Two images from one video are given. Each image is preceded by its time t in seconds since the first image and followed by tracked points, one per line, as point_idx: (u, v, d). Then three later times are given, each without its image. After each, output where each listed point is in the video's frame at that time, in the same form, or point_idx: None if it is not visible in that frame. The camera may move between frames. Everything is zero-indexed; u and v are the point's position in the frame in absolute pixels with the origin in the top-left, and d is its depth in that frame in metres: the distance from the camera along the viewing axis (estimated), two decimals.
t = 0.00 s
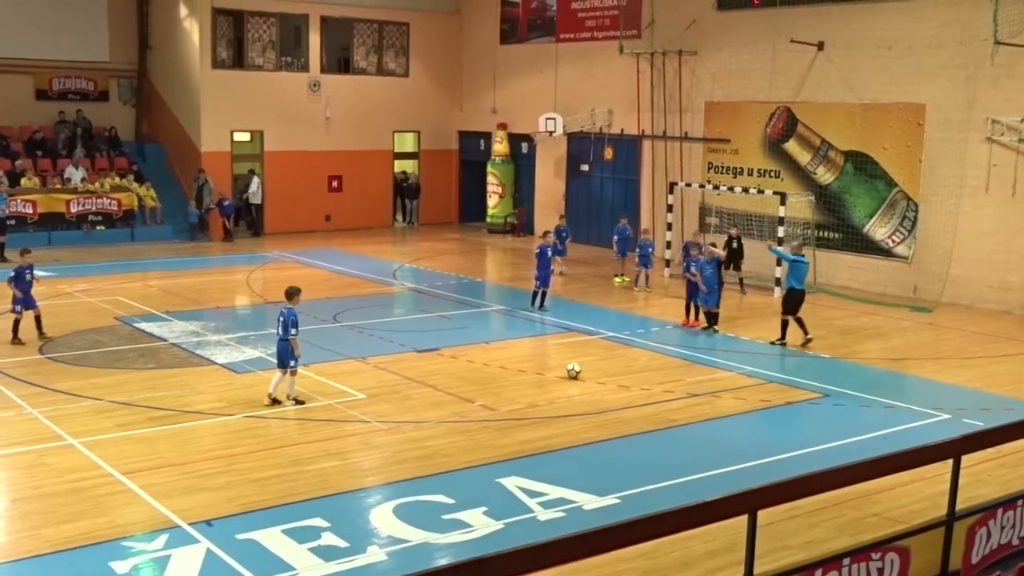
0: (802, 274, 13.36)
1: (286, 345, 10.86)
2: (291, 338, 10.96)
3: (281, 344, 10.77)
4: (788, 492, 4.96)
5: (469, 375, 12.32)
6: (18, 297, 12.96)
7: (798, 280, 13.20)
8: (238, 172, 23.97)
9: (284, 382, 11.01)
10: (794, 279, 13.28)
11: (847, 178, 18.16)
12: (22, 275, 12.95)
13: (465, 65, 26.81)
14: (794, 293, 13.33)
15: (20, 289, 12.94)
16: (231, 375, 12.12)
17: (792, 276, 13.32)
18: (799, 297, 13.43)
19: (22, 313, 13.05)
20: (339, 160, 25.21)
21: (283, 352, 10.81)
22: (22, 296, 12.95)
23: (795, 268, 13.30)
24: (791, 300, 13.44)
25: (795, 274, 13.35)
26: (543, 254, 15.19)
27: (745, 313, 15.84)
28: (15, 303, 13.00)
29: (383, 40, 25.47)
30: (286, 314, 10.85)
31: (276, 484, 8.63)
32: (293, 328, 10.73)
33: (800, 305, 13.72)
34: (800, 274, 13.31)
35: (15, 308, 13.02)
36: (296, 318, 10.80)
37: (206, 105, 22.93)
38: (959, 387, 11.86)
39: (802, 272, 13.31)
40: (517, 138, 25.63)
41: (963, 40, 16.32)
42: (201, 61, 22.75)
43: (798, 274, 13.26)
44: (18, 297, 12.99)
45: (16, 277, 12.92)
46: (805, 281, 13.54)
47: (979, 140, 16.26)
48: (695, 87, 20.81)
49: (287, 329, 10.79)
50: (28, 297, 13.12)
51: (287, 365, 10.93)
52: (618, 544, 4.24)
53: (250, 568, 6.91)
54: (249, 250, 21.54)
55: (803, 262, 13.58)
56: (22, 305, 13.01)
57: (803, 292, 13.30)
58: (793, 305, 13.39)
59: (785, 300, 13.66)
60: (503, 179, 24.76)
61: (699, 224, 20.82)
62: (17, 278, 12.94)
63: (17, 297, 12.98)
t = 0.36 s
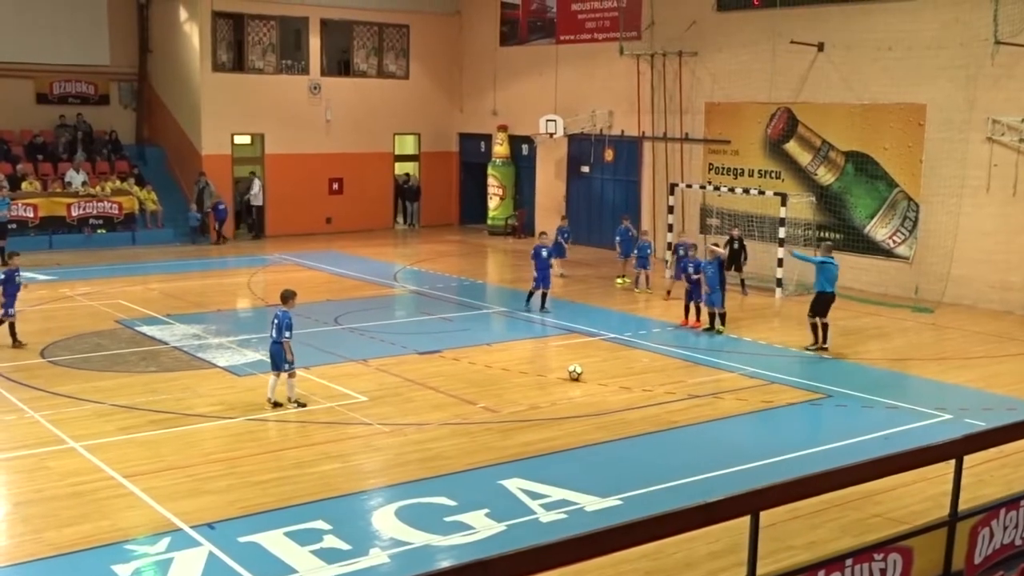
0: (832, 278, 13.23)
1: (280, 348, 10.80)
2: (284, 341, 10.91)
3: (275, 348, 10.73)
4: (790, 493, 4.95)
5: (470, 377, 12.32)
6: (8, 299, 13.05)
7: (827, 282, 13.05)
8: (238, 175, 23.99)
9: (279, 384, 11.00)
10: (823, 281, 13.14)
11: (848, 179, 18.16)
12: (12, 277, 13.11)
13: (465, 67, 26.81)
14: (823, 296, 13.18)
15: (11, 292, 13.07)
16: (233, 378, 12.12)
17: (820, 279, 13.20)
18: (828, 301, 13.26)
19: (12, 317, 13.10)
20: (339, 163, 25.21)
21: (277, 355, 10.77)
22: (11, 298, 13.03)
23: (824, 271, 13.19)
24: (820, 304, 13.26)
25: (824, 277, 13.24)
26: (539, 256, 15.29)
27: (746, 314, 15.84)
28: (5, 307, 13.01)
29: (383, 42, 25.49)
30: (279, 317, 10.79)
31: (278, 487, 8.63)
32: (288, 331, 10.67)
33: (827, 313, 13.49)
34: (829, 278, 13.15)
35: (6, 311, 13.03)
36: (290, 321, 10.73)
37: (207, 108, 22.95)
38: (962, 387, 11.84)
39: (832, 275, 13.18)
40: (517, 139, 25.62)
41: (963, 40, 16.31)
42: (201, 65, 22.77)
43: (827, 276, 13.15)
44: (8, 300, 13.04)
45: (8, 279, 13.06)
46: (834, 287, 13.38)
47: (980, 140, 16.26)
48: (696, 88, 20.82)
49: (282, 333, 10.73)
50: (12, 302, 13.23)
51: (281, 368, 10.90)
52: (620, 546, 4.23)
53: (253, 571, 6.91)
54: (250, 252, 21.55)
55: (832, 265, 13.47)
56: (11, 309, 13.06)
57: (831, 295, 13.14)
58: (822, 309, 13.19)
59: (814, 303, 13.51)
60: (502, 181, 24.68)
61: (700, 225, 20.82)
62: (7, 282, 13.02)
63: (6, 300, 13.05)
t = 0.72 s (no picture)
0: (861, 280, 12.87)
1: (278, 348, 10.77)
2: (281, 341, 10.89)
3: (273, 347, 10.70)
4: (791, 492, 4.95)
5: (472, 376, 12.32)
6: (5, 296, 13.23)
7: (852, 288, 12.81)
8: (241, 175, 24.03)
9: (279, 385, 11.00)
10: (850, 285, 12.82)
11: (850, 176, 18.15)
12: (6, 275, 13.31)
13: (467, 66, 26.81)
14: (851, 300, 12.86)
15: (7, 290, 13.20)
16: (235, 378, 12.12)
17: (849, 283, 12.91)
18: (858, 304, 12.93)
19: (11, 314, 13.28)
20: (340, 162, 25.20)
21: (275, 355, 10.75)
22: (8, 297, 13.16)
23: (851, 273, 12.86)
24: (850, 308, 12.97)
25: (853, 280, 12.90)
26: (529, 254, 15.61)
27: (748, 312, 15.84)
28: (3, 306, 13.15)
29: (384, 41, 25.49)
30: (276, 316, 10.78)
31: (280, 487, 8.63)
32: (286, 331, 10.66)
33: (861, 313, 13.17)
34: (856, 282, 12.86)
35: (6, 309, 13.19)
36: (287, 320, 10.73)
37: (208, 109, 22.96)
38: (965, 384, 11.83)
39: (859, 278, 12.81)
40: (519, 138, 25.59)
41: (965, 37, 16.29)
42: (203, 66, 22.78)
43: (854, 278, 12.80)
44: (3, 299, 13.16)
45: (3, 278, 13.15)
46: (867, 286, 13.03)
47: (982, 137, 16.25)
48: (697, 87, 20.81)
49: (281, 333, 10.71)
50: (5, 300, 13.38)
51: (279, 368, 10.89)
52: (623, 544, 4.24)
53: (256, 570, 6.92)
54: (253, 253, 21.55)
55: (862, 263, 13.07)
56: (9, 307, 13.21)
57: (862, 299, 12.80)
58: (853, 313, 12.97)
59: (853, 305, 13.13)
60: (503, 180, 24.84)
61: (702, 223, 20.82)
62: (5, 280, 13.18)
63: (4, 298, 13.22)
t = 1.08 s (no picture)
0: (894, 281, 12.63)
1: (285, 346, 10.78)
2: (288, 339, 10.90)
3: (280, 345, 10.70)
4: (794, 488, 4.95)
5: (474, 374, 12.33)
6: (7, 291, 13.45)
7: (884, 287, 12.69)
8: (242, 174, 24.04)
9: (286, 383, 10.98)
10: (884, 286, 12.58)
11: (852, 173, 18.14)
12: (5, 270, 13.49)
13: (468, 64, 26.80)
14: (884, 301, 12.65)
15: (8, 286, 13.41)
16: (238, 376, 12.14)
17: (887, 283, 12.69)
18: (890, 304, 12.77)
19: (13, 310, 13.51)
20: (342, 161, 25.20)
21: (282, 353, 10.75)
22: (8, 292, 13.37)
23: (884, 273, 12.64)
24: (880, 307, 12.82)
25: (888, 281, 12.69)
26: (523, 252, 15.78)
27: (750, 310, 15.83)
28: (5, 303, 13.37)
29: (386, 40, 25.49)
30: (283, 314, 10.81)
31: (283, 485, 8.64)
32: (293, 329, 10.69)
33: (894, 310, 13.10)
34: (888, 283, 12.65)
35: (6, 305, 13.42)
36: (294, 318, 10.75)
37: (210, 107, 22.96)
38: (967, 381, 11.83)
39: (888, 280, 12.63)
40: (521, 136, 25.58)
41: (967, 33, 16.27)
42: (204, 64, 22.78)
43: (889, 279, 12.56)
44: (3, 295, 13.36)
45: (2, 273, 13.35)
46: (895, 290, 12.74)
47: (984, 134, 16.24)
48: (699, 84, 20.79)
49: (287, 330, 10.76)
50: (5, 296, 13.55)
51: (286, 367, 10.86)
52: (625, 542, 4.24)
53: (259, 568, 6.92)
54: (255, 251, 21.56)
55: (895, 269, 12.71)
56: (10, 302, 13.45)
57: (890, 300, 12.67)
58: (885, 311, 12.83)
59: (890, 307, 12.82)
60: (506, 177, 24.68)
61: (704, 220, 20.80)
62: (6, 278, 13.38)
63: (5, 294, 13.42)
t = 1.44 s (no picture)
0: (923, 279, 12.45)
1: (292, 344, 10.78)
2: (294, 337, 10.90)
3: (285, 342, 10.69)
4: (797, 485, 4.96)
5: (477, 371, 12.33)
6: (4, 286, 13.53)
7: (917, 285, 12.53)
8: (244, 172, 23.98)
9: (290, 380, 10.97)
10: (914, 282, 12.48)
11: (855, 170, 18.13)
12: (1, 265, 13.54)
13: (470, 61, 26.78)
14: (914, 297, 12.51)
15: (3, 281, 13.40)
16: (241, 373, 12.14)
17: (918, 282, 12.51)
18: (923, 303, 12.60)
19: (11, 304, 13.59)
20: (343, 158, 25.19)
21: (288, 351, 10.72)
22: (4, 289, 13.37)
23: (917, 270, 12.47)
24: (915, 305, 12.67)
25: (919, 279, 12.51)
26: (525, 246, 15.82)
27: (752, 306, 15.83)
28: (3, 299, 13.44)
29: (388, 37, 25.48)
30: (288, 312, 10.82)
31: (286, 482, 8.65)
32: (297, 326, 10.70)
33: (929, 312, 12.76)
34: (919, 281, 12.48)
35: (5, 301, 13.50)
36: (298, 316, 10.77)
37: (212, 105, 22.95)
38: (970, 377, 11.83)
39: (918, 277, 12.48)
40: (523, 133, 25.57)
41: (969, 30, 16.26)
42: (207, 62, 22.77)
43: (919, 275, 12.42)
44: None
45: None
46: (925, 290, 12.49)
47: (987, 130, 16.23)
48: (701, 80, 20.78)
49: (293, 328, 10.78)
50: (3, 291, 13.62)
51: (291, 364, 10.84)
52: (628, 539, 4.25)
53: (262, 565, 6.93)
54: (258, 248, 21.56)
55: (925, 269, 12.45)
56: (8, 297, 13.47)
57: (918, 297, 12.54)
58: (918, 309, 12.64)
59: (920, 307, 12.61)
60: (508, 175, 24.62)
61: (706, 217, 20.80)
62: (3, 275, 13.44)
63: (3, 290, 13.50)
